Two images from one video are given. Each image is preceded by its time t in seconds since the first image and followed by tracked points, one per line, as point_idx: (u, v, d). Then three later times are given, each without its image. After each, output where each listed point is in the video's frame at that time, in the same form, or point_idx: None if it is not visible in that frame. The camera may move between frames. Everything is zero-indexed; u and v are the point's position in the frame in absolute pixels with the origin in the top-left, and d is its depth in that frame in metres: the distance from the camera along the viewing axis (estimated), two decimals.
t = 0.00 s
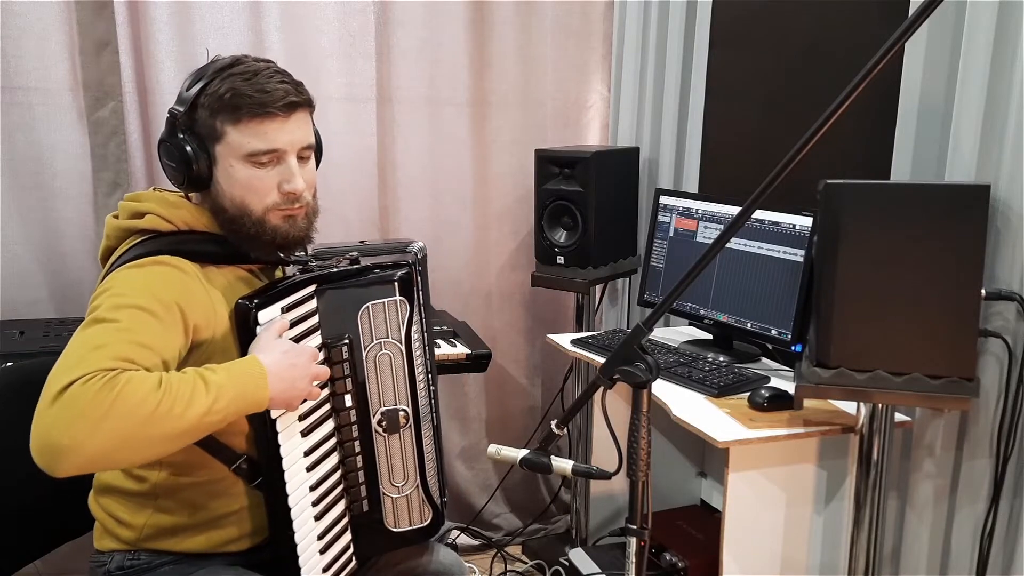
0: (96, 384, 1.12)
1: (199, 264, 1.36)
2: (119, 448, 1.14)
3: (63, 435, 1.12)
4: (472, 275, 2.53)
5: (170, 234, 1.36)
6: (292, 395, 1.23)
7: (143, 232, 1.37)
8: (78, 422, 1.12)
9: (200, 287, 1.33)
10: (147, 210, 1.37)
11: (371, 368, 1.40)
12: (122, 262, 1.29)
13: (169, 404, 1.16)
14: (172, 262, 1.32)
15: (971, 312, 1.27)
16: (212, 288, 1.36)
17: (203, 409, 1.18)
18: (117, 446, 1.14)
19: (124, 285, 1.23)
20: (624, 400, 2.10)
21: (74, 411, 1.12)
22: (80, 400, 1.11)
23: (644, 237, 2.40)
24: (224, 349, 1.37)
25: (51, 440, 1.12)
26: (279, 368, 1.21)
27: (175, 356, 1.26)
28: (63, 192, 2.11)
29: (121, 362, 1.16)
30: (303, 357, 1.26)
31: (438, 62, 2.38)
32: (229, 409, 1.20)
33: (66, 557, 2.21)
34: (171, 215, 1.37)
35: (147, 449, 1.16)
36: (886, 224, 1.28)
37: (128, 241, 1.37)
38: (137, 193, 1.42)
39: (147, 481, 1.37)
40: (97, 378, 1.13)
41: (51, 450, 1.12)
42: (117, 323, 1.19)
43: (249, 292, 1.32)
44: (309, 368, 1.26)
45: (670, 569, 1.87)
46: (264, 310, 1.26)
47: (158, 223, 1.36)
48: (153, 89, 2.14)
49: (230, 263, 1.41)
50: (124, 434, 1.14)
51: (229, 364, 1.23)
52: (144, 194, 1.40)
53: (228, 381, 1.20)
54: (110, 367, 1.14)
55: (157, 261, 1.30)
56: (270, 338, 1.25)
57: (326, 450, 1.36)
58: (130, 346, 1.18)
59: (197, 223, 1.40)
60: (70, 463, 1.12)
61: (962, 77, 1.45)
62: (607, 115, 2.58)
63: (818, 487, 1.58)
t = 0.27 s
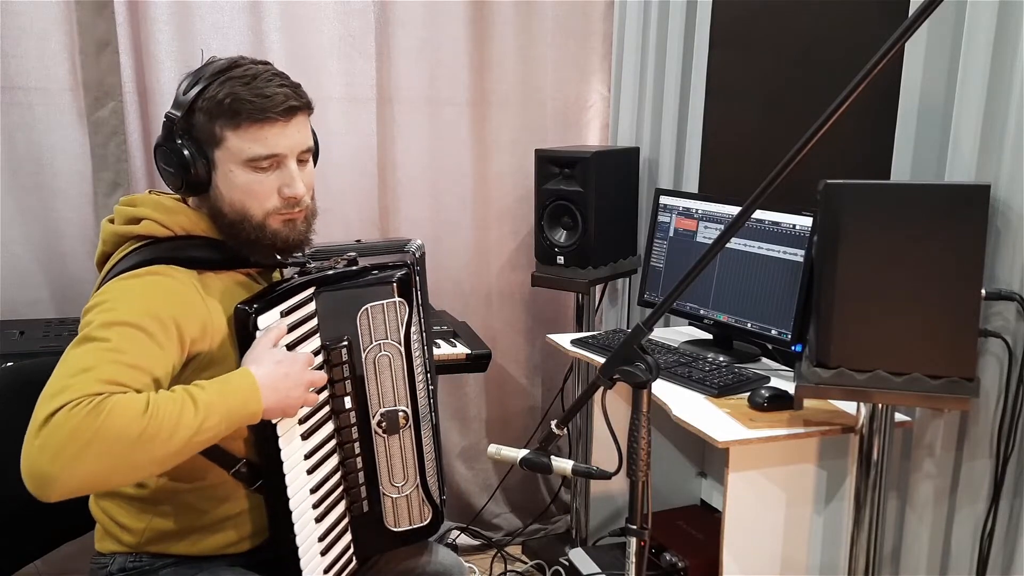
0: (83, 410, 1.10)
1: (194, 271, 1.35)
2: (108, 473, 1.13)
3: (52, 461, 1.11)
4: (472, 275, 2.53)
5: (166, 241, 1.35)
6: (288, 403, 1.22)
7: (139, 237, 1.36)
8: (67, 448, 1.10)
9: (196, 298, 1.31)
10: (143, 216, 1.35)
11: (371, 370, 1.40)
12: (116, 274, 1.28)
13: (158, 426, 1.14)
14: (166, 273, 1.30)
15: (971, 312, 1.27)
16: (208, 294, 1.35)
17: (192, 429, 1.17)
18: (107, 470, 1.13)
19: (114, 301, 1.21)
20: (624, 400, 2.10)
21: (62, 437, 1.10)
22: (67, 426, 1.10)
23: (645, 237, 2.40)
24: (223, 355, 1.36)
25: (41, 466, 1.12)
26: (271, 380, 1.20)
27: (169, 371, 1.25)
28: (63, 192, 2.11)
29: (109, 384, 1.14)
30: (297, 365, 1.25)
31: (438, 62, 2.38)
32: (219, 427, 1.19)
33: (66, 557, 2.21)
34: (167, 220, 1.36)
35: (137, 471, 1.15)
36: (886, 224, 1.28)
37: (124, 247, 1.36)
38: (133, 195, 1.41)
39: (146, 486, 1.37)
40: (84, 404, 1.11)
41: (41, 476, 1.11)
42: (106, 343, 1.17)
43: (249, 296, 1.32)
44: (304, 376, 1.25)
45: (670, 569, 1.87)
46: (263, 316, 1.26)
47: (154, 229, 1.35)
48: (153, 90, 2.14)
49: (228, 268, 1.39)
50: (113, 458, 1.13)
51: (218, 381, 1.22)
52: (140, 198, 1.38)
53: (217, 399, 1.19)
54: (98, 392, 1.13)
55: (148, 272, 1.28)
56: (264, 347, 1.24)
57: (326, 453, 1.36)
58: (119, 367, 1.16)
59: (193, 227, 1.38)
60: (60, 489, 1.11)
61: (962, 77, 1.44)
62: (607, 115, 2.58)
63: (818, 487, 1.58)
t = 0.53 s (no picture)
0: (72, 430, 1.09)
1: (194, 279, 1.33)
2: (97, 490, 1.13)
3: (41, 480, 1.10)
4: (471, 275, 2.53)
5: (165, 246, 1.34)
6: (281, 415, 1.22)
7: (138, 242, 1.35)
8: (56, 467, 1.10)
9: (194, 308, 1.29)
10: (141, 221, 1.34)
11: (371, 373, 1.40)
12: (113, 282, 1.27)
13: (148, 445, 1.13)
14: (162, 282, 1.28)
15: (971, 312, 1.27)
16: (205, 300, 1.33)
17: (181, 446, 1.16)
18: (96, 488, 1.12)
19: (106, 313, 1.19)
20: (624, 400, 2.10)
21: (51, 456, 1.10)
22: (56, 445, 1.09)
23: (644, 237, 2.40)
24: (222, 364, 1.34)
25: (30, 484, 1.11)
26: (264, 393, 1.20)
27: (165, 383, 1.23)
28: (63, 192, 2.11)
29: (99, 402, 1.12)
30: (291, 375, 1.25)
31: (438, 62, 2.38)
32: (208, 443, 1.19)
33: (66, 557, 2.21)
34: (166, 226, 1.35)
35: (127, 489, 1.15)
36: (886, 224, 1.28)
37: (123, 252, 1.35)
38: (132, 200, 1.40)
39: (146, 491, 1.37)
40: (73, 424, 1.10)
41: (30, 495, 1.11)
42: (97, 358, 1.15)
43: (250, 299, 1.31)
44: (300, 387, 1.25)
45: (670, 569, 1.87)
46: (263, 322, 1.25)
47: (152, 234, 1.34)
48: (153, 90, 2.14)
49: (228, 273, 1.38)
50: (102, 476, 1.12)
51: (209, 395, 1.21)
52: (140, 203, 1.38)
53: (207, 415, 1.19)
54: (87, 411, 1.11)
55: (143, 281, 1.26)
56: (259, 358, 1.24)
57: (326, 456, 1.36)
58: (110, 384, 1.14)
59: (193, 232, 1.37)
60: (50, 507, 1.11)
61: (962, 77, 1.45)
62: (607, 115, 2.58)
63: (818, 487, 1.58)
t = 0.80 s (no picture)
0: (60, 439, 1.09)
1: (193, 284, 1.33)
2: (85, 498, 1.13)
3: (32, 489, 1.11)
4: (471, 275, 2.53)
5: (165, 250, 1.34)
6: (276, 421, 1.22)
7: (138, 245, 1.35)
8: (44, 475, 1.10)
9: (192, 315, 1.29)
10: (141, 224, 1.34)
11: (371, 376, 1.40)
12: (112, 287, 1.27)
13: (140, 454, 1.13)
14: (159, 288, 1.28)
15: (970, 312, 1.27)
16: (203, 304, 1.32)
17: (171, 456, 1.16)
18: (85, 496, 1.13)
19: (100, 320, 1.19)
20: (624, 400, 2.10)
21: (40, 465, 1.10)
22: (47, 455, 1.09)
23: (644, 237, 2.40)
24: (221, 369, 1.34)
25: (21, 492, 1.11)
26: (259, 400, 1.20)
27: (161, 391, 1.23)
28: (63, 192, 2.11)
29: (89, 411, 1.12)
30: (288, 380, 1.24)
31: (438, 62, 2.38)
32: (198, 452, 1.19)
33: (66, 557, 2.21)
34: (166, 229, 1.34)
35: (118, 497, 1.15)
36: (886, 224, 1.28)
37: (123, 255, 1.35)
38: (133, 201, 1.40)
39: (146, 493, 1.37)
40: (62, 432, 1.10)
41: (21, 502, 1.12)
42: (91, 366, 1.15)
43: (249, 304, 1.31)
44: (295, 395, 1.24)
45: (671, 569, 1.87)
46: (263, 326, 1.24)
47: (152, 237, 1.34)
48: (153, 90, 2.14)
49: (227, 278, 1.38)
50: (91, 485, 1.12)
51: (202, 404, 1.21)
52: (140, 205, 1.37)
53: (199, 424, 1.18)
54: (77, 419, 1.11)
55: (142, 287, 1.26)
56: (254, 365, 1.23)
57: (326, 458, 1.36)
58: (102, 392, 1.14)
59: (193, 235, 1.37)
60: (41, 515, 1.12)
61: (962, 77, 1.45)
62: (607, 115, 2.58)
63: (818, 487, 1.58)
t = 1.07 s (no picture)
0: (66, 442, 1.09)
1: (196, 285, 1.33)
2: (90, 502, 1.13)
3: (36, 492, 1.11)
4: (471, 274, 2.53)
5: (166, 251, 1.34)
6: (280, 426, 1.21)
7: (139, 246, 1.35)
8: (50, 478, 1.10)
9: (195, 318, 1.29)
10: (143, 225, 1.34)
11: (372, 377, 1.40)
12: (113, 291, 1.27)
13: (143, 457, 1.13)
14: (162, 290, 1.28)
15: (970, 312, 1.27)
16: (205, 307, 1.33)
17: (176, 460, 1.16)
18: (90, 500, 1.12)
19: (104, 323, 1.19)
20: (624, 400, 2.10)
21: (45, 468, 1.10)
22: (49, 457, 1.09)
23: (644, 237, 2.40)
24: (224, 371, 1.34)
25: (25, 495, 1.11)
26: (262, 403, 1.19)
27: (165, 395, 1.23)
28: (63, 192, 2.11)
29: (94, 415, 1.12)
30: (292, 385, 1.24)
31: (438, 62, 2.38)
32: (203, 457, 1.18)
33: (66, 557, 2.21)
34: (169, 230, 1.34)
35: (123, 501, 1.15)
36: (886, 224, 1.28)
37: (124, 256, 1.35)
38: (135, 202, 1.40)
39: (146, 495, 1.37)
40: (67, 435, 1.10)
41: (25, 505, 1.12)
42: (95, 369, 1.15)
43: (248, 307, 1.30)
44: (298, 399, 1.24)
45: (671, 569, 1.87)
46: (264, 327, 1.24)
47: (155, 238, 1.34)
48: (153, 90, 2.14)
49: (229, 280, 1.38)
50: (96, 489, 1.12)
51: (207, 408, 1.21)
52: (142, 206, 1.37)
53: (203, 428, 1.18)
54: (82, 423, 1.11)
55: (145, 290, 1.26)
56: (257, 369, 1.23)
57: (327, 459, 1.36)
58: (107, 396, 1.14)
59: (195, 237, 1.37)
60: (45, 519, 1.12)
61: (962, 77, 1.45)
62: (607, 115, 2.58)
63: (818, 487, 1.58)
